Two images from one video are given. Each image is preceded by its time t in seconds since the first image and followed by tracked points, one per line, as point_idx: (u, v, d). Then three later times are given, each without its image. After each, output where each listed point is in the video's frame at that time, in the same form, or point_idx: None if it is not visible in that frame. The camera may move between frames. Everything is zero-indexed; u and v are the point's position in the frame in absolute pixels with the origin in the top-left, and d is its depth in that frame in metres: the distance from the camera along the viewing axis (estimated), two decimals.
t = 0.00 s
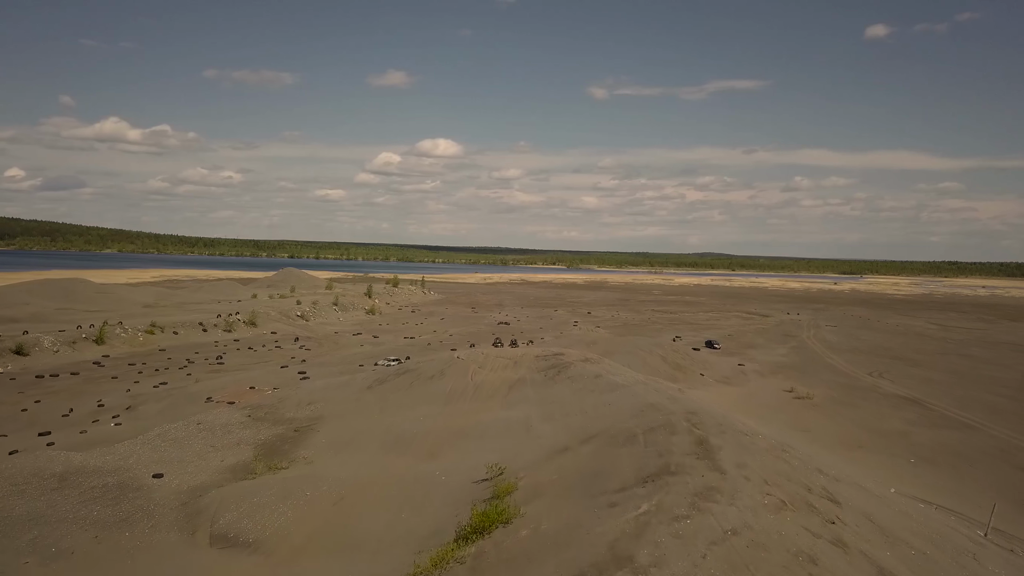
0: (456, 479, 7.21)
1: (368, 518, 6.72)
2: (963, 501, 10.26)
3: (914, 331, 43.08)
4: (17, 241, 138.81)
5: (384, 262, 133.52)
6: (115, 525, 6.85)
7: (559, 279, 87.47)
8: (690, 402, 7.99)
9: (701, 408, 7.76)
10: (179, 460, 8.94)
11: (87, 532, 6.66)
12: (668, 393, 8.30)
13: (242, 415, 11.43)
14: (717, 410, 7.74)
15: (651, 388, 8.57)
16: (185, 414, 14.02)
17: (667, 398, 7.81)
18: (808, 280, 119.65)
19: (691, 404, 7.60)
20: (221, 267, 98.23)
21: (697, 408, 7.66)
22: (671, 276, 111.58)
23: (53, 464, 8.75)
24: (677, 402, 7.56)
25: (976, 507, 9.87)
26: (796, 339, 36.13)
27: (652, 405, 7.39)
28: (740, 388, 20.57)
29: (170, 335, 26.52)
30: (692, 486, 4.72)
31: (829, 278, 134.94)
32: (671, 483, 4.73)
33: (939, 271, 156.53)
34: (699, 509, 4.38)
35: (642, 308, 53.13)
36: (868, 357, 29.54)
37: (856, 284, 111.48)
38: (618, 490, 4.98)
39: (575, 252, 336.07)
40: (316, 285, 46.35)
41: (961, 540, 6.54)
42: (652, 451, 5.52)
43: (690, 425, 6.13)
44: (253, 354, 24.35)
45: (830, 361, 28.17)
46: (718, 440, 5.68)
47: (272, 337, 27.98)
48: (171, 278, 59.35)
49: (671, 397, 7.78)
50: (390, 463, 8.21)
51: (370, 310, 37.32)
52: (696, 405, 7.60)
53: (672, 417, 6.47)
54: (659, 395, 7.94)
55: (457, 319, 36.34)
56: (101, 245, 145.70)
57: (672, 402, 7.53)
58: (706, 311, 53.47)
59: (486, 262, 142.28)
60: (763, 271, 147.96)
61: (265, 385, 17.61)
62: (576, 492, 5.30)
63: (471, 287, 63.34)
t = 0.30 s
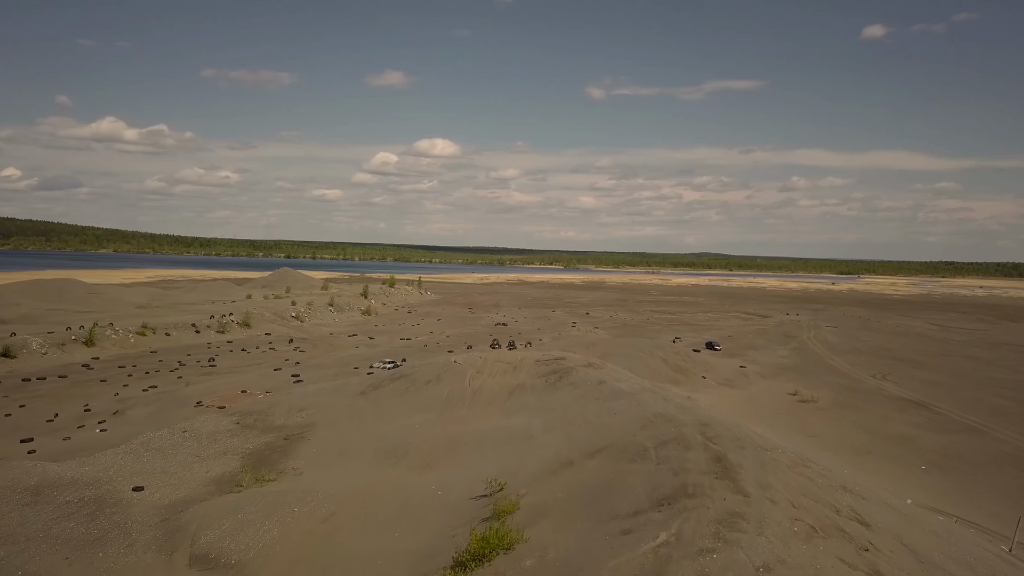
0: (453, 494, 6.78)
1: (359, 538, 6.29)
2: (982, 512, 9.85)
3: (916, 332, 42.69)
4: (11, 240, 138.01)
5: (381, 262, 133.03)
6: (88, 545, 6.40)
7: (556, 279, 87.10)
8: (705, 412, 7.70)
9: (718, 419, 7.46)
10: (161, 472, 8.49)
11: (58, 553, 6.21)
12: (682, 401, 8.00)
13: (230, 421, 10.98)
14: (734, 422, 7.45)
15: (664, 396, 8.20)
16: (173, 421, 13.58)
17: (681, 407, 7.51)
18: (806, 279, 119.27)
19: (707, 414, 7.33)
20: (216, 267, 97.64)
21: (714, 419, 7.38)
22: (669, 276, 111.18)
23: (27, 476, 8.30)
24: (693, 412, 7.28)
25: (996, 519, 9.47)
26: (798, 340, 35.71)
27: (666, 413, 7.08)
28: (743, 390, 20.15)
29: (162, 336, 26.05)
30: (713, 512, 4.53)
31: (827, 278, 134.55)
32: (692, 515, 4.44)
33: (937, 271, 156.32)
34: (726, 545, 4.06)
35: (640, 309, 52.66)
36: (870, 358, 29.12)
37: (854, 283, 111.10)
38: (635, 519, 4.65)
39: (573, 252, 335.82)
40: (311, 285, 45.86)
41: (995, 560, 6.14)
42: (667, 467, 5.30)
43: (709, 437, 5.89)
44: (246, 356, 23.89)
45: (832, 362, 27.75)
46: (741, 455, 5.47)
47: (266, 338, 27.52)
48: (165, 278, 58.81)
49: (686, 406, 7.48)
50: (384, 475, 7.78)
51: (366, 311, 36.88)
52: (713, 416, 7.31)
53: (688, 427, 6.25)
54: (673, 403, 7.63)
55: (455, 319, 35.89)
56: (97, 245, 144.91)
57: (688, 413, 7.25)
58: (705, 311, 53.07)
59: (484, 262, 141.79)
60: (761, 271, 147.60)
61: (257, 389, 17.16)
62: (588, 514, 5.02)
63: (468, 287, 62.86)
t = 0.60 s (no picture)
0: (450, 512, 6.35)
1: (350, 560, 5.85)
2: (1004, 525, 9.47)
3: (917, 333, 42.35)
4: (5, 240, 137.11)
5: (377, 262, 132.51)
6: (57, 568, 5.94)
7: (553, 279, 86.82)
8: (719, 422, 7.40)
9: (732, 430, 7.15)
10: (142, 485, 8.04)
11: None
12: (694, 411, 7.67)
13: (218, 429, 10.53)
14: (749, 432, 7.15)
15: (672, 405, 7.83)
16: (161, 427, 13.12)
17: (694, 417, 7.19)
18: (803, 279, 119.06)
19: (722, 424, 7.02)
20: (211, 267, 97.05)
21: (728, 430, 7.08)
22: (666, 276, 110.85)
23: None
24: (707, 421, 6.98)
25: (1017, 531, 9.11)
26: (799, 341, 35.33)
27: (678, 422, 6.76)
28: (747, 393, 19.76)
29: (154, 338, 25.57)
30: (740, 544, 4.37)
31: (824, 279, 134.30)
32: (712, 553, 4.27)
33: (935, 271, 156.19)
34: None
35: (638, 309, 52.25)
36: (873, 360, 28.72)
37: (851, 283, 110.90)
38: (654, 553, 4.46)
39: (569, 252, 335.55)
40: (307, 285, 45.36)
41: None
42: (687, 491, 5.07)
43: (729, 452, 5.62)
44: (239, 358, 23.44)
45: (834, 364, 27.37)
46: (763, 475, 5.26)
47: (260, 340, 27.05)
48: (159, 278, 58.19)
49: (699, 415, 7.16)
50: (377, 490, 7.35)
51: (362, 312, 36.43)
52: (728, 426, 7.00)
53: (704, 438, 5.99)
54: (685, 414, 7.28)
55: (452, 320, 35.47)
56: (91, 245, 144.04)
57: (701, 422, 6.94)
58: (704, 311, 52.73)
59: (480, 262, 141.31)
60: (758, 271, 147.36)
61: (249, 393, 16.71)
62: (607, 544, 4.76)
63: (465, 288, 62.38)
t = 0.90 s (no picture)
0: (449, 531, 5.93)
1: None
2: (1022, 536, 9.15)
3: (917, 333, 42.00)
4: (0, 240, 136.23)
5: (374, 262, 131.92)
6: None
7: (550, 279, 86.44)
8: (737, 438, 7.06)
9: (753, 448, 6.81)
10: (121, 499, 7.59)
11: None
12: (710, 425, 7.32)
13: (205, 436, 10.08)
14: (771, 452, 6.80)
15: (685, 416, 7.44)
16: (147, 434, 12.69)
17: (712, 434, 6.84)
18: (801, 279, 118.73)
19: (742, 444, 6.68)
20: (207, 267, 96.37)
21: (749, 450, 6.74)
22: (664, 277, 110.44)
23: None
24: (726, 440, 6.65)
25: None
26: (799, 342, 34.96)
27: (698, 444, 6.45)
28: (750, 396, 19.41)
29: (145, 339, 25.12)
30: None
31: (822, 278, 133.89)
32: None
33: (932, 271, 156.02)
34: None
35: (636, 309, 51.77)
36: (876, 362, 28.34)
37: (850, 283, 110.54)
38: None
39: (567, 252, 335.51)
40: (302, 285, 44.85)
41: None
42: (720, 535, 4.81)
43: (762, 490, 5.34)
44: (232, 359, 23.01)
45: (837, 366, 27.02)
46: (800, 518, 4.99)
47: (254, 341, 26.60)
48: (153, 278, 57.61)
49: (717, 432, 6.83)
50: (369, 505, 6.91)
51: (357, 312, 35.98)
52: (748, 447, 6.67)
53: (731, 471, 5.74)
54: (701, 429, 6.93)
55: (449, 321, 35.09)
56: (87, 245, 143.19)
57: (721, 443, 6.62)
58: (703, 312, 52.35)
59: (478, 262, 140.78)
60: (756, 271, 147.06)
61: (240, 397, 16.28)
62: None
63: (462, 288, 61.92)
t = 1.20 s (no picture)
0: (447, 555, 5.52)
1: None
2: None
3: (918, 334, 41.65)
4: None
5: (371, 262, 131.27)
6: None
7: (548, 279, 86.03)
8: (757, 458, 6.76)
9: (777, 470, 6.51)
10: (97, 515, 7.14)
11: None
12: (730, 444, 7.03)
13: (189, 446, 9.61)
14: (795, 472, 6.50)
15: (701, 433, 7.11)
16: (133, 441, 12.25)
17: (733, 454, 6.58)
18: (799, 279, 118.40)
19: (765, 465, 6.38)
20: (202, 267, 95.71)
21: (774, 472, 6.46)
22: (662, 277, 110.05)
23: None
24: (749, 463, 6.36)
25: None
26: (800, 343, 34.58)
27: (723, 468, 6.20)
28: (754, 399, 19.03)
29: (137, 341, 24.64)
30: None
31: (820, 278, 133.48)
32: None
33: (930, 271, 155.87)
34: None
35: (634, 309, 51.42)
36: (879, 363, 27.97)
37: (848, 283, 110.28)
38: None
39: (564, 253, 335.19)
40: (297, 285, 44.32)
41: None
42: (752, 574, 4.63)
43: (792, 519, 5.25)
44: (225, 362, 22.54)
45: (840, 368, 26.67)
46: (839, 555, 4.82)
47: (248, 343, 26.15)
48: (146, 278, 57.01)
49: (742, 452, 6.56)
50: (360, 523, 6.49)
51: (353, 313, 35.54)
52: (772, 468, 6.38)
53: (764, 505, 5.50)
54: (720, 448, 6.66)
55: (446, 322, 34.68)
56: (82, 244, 142.32)
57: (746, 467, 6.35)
58: (702, 312, 51.96)
59: (475, 262, 140.23)
60: (754, 271, 146.77)
61: (231, 401, 15.83)
62: None
63: (459, 288, 61.42)
